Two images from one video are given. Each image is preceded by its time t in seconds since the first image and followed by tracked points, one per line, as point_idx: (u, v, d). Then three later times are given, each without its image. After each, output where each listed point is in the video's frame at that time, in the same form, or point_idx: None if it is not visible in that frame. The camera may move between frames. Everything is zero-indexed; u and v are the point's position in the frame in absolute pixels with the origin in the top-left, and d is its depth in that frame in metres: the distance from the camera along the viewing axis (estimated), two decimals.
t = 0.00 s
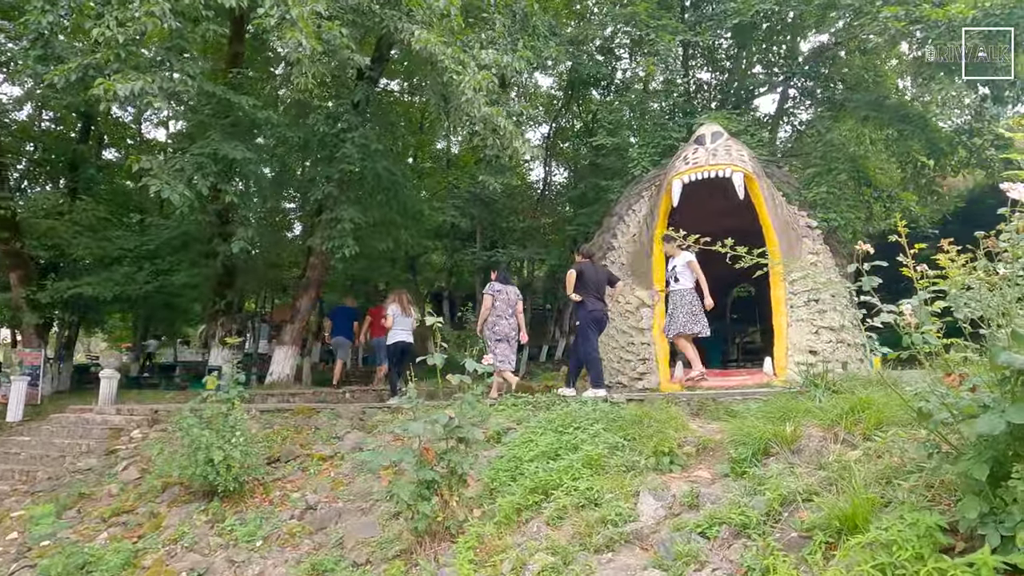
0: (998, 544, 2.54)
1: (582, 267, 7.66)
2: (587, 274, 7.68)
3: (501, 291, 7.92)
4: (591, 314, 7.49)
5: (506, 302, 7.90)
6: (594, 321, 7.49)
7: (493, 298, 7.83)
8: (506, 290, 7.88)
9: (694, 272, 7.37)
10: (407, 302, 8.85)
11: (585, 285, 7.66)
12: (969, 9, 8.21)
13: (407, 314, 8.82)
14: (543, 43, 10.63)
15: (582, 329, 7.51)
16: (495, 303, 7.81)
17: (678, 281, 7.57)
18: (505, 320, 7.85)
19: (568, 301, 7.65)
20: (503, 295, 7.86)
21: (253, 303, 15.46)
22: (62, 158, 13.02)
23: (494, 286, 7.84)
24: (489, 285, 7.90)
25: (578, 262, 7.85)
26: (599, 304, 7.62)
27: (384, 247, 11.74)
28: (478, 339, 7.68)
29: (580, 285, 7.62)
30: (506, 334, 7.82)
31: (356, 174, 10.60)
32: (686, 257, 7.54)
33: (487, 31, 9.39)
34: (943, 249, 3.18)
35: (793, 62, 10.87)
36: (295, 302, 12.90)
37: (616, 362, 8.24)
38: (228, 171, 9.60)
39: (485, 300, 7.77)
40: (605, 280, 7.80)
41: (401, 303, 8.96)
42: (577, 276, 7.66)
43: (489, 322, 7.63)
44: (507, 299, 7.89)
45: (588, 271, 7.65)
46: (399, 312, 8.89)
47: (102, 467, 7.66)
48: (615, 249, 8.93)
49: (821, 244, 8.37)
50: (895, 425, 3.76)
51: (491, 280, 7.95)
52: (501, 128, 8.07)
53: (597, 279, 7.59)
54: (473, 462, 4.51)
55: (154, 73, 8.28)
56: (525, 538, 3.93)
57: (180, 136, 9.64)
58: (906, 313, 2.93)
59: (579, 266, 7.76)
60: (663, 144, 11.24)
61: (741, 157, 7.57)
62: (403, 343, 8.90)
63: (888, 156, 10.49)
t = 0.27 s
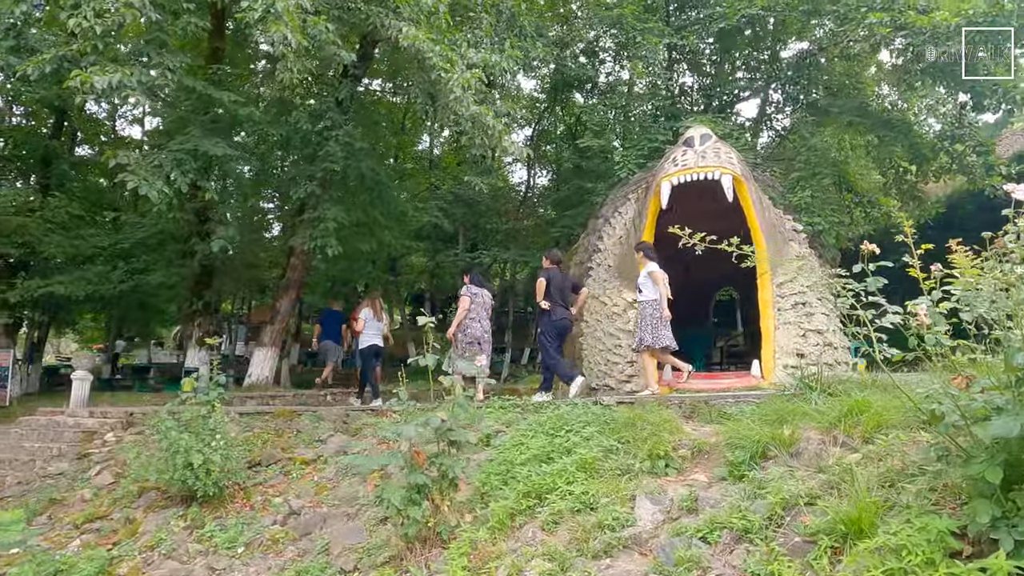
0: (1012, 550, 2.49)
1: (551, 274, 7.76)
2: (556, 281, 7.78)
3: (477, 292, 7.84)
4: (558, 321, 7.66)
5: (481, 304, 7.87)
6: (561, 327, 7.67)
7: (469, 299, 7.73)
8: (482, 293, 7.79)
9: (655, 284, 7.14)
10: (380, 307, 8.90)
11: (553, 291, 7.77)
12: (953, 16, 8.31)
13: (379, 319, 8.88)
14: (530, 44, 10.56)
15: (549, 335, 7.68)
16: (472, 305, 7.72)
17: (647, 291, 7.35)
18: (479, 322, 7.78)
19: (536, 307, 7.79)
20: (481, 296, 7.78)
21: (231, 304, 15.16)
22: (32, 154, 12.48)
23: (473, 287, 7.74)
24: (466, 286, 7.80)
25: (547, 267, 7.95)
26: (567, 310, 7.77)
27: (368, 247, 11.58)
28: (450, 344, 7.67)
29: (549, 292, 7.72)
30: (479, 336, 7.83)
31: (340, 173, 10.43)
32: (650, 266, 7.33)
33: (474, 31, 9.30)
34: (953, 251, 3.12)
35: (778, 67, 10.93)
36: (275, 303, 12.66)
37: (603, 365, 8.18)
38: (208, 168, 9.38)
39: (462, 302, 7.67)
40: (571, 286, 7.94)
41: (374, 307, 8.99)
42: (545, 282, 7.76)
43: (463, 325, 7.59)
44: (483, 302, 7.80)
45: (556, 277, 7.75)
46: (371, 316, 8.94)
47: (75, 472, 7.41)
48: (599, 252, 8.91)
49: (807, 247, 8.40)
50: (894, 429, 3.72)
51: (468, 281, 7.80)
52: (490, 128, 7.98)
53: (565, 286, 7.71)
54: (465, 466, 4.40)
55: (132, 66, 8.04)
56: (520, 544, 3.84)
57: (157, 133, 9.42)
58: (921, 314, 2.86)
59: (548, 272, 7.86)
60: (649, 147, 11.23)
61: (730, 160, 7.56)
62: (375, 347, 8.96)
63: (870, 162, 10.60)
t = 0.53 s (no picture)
0: None
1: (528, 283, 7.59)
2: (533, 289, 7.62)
3: (449, 301, 7.73)
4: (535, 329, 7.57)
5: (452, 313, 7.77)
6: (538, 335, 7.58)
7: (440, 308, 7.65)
8: (452, 302, 7.68)
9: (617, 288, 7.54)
10: (354, 314, 8.88)
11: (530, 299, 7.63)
12: (942, 25, 8.39)
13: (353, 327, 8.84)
14: (521, 47, 10.50)
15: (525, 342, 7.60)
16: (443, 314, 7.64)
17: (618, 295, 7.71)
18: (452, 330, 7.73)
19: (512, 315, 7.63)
20: (452, 306, 7.69)
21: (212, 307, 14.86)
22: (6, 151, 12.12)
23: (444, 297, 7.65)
24: (437, 295, 7.71)
25: (522, 274, 7.76)
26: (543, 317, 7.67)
27: (354, 250, 11.41)
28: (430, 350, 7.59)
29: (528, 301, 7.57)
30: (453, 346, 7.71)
31: (327, 174, 10.26)
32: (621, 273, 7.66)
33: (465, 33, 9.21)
34: (975, 257, 3.05)
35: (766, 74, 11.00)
36: (259, 307, 12.44)
37: (595, 371, 8.14)
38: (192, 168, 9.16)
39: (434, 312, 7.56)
40: (544, 293, 7.82)
41: (348, 315, 8.97)
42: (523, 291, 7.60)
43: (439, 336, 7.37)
44: (455, 310, 7.72)
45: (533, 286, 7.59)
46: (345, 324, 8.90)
47: (51, 481, 7.15)
48: (590, 257, 8.90)
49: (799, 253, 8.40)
50: (903, 437, 3.67)
51: (438, 291, 7.70)
52: (483, 131, 7.89)
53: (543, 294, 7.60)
54: (464, 476, 4.28)
55: (116, 62, 7.82)
56: (523, 557, 3.73)
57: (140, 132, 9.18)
58: (950, 322, 2.78)
59: (524, 280, 7.69)
60: (639, 151, 11.20)
61: (724, 164, 7.54)
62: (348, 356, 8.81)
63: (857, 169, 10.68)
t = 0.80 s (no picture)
0: None
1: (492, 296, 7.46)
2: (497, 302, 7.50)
3: (419, 305, 7.94)
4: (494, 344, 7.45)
5: (423, 316, 8.02)
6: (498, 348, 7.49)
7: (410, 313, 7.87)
8: (422, 305, 7.91)
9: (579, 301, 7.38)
10: (327, 322, 8.62)
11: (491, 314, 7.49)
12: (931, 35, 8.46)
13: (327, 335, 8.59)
14: (511, 50, 10.44)
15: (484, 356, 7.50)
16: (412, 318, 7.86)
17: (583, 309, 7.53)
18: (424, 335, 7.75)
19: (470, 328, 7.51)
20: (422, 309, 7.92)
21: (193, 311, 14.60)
22: None
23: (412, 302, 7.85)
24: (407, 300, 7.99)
25: (489, 287, 7.64)
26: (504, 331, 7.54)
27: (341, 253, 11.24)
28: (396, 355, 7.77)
29: (489, 315, 7.43)
30: (423, 350, 7.86)
31: (314, 177, 10.10)
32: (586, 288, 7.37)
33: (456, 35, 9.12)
34: (991, 266, 2.98)
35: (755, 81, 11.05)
36: (243, 310, 12.22)
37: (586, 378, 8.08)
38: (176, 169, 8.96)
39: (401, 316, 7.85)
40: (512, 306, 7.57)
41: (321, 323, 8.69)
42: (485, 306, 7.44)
43: (407, 338, 7.57)
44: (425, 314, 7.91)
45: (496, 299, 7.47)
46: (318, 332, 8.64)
47: (27, 491, 6.92)
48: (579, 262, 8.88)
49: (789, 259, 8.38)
50: (909, 446, 3.63)
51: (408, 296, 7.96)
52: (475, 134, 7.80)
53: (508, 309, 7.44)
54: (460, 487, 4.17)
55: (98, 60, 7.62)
56: (523, 571, 3.63)
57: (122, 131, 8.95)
58: (972, 332, 2.71)
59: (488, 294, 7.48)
60: (629, 156, 11.17)
61: (717, 170, 7.51)
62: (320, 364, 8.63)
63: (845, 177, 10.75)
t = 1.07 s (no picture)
0: None
1: (453, 297, 7.66)
2: (459, 304, 7.69)
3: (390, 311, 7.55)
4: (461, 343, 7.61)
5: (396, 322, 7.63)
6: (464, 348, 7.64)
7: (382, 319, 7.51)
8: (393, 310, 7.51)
9: (547, 305, 7.37)
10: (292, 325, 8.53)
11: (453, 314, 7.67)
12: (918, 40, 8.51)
13: (292, 338, 8.47)
14: (500, 51, 10.36)
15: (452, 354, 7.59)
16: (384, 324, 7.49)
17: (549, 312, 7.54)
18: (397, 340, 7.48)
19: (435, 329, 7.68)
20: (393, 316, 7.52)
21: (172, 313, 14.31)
22: None
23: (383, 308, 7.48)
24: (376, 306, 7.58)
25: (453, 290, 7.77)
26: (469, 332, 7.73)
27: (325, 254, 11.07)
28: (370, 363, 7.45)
29: (451, 315, 7.63)
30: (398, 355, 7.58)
31: (298, 176, 9.93)
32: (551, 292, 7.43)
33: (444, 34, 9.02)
34: (999, 267, 2.92)
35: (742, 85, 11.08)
36: (224, 312, 11.99)
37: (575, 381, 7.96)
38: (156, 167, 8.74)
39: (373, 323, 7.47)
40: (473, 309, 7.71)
41: (285, 327, 8.60)
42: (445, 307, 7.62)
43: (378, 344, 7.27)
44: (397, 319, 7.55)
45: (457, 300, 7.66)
46: (283, 336, 8.53)
47: None
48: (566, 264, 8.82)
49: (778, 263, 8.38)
50: (907, 451, 3.58)
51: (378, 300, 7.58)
52: (464, 132, 7.72)
53: (469, 310, 7.63)
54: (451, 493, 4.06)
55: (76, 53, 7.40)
56: None
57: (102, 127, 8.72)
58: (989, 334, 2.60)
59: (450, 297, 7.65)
60: (617, 159, 11.13)
61: (707, 172, 7.48)
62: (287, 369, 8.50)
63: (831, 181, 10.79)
